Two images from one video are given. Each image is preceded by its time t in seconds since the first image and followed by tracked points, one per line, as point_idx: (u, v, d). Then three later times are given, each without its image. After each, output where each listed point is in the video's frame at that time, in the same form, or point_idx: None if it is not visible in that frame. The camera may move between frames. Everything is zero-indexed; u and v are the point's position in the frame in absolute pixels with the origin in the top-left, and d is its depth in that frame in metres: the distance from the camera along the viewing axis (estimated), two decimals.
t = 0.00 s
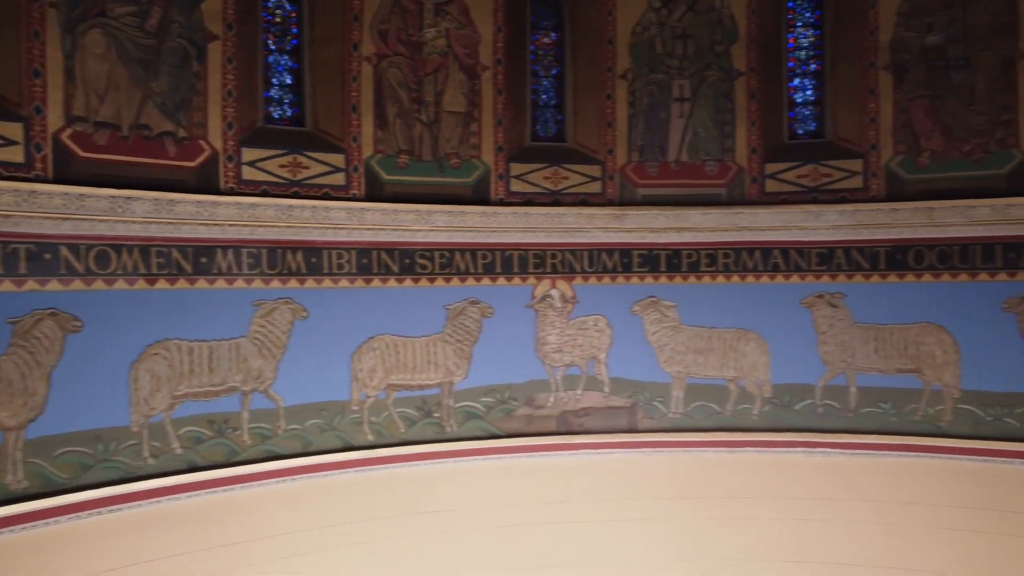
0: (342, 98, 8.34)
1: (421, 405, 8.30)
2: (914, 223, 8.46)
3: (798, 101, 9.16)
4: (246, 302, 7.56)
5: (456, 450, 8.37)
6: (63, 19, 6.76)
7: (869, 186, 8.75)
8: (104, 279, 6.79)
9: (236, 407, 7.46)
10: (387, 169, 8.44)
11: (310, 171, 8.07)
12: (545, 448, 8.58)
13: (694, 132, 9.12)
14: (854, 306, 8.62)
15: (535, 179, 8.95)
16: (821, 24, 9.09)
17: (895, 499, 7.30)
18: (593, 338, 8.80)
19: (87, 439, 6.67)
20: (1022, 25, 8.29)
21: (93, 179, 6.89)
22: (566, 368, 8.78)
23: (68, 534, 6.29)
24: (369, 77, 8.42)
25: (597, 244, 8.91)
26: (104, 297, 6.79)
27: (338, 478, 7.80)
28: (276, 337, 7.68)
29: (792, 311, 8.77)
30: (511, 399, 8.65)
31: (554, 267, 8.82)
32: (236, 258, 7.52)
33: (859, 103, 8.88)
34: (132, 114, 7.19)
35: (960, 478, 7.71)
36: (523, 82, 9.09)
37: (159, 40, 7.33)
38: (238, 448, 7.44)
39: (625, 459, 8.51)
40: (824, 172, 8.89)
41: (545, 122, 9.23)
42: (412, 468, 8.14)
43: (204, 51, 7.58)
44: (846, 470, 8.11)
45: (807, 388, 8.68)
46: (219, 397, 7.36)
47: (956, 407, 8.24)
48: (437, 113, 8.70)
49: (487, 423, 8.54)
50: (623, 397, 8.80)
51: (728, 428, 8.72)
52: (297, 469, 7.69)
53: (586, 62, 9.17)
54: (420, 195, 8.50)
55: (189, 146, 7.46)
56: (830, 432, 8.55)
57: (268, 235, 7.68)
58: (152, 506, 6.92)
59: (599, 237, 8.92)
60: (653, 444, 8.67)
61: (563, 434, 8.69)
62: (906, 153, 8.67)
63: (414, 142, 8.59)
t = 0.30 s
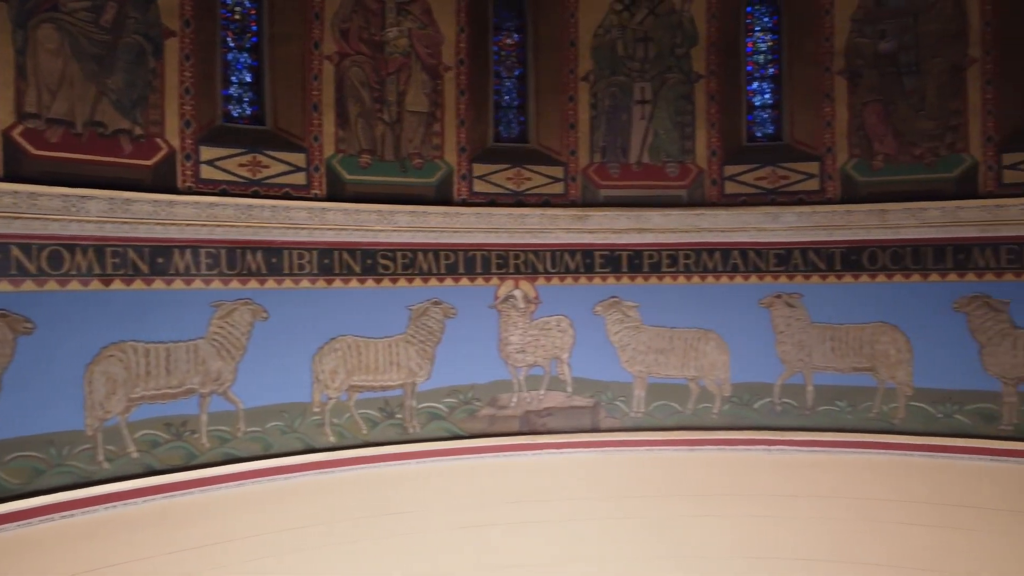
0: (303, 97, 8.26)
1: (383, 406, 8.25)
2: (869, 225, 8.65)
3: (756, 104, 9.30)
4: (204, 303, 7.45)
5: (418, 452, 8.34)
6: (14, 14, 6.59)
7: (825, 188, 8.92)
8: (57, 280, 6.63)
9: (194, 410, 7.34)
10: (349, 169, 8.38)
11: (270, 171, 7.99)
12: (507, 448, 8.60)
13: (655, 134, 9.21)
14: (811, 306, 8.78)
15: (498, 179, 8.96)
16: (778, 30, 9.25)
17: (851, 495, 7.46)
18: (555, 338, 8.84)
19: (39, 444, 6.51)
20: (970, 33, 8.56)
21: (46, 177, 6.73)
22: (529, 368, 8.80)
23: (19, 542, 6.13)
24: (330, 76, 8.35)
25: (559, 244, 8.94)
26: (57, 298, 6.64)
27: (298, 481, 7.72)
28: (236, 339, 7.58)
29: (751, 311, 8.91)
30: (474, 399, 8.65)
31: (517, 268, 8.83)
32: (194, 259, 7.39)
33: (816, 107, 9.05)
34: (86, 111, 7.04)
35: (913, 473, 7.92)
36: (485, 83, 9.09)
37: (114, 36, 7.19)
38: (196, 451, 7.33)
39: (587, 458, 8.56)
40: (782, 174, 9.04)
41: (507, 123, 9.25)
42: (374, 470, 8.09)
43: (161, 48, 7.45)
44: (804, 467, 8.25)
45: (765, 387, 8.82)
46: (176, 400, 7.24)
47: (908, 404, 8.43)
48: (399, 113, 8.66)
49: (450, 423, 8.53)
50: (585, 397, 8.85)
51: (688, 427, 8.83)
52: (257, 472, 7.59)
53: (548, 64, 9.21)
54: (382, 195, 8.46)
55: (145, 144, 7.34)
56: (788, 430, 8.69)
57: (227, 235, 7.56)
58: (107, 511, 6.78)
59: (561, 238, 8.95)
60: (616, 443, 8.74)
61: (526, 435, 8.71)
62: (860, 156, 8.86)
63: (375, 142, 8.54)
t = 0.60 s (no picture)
0: (262, 95, 8.17)
1: (345, 407, 8.19)
2: (825, 226, 8.82)
3: (716, 107, 9.42)
4: (161, 304, 7.32)
5: (380, 453, 8.29)
6: None
7: (783, 190, 9.08)
8: (7, 281, 6.46)
9: (150, 412, 7.22)
10: (310, 168, 8.30)
11: (229, 170, 7.88)
12: (470, 449, 8.60)
13: (617, 136, 9.28)
14: (769, 306, 8.93)
15: (460, 180, 8.95)
16: (737, 34, 9.39)
17: (808, 492, 7.61)
18: (518, 338, 8.86)
19: None
20: (922, 40, 8.79)
21: None
22: (492, 368, 8.81)
23: None
24: (290, 75, 8.27)
25: (522, 245, 8.96)
26: (7, 299, 6.47)
27: (258, 484, 7.63)
28: (194, 340, 7.46)
29: (711, 311, 9.02)
30: (437, 400, 8.63)
31: (480, 268, 8.83)
32: (150, 259, 7.26)
33: (773, 110, 9.21)
34: (38, 108, 6.87)
35: (868, 469, 8.09)
36: (447, 83, 9.08)
37: (67, 31, 7.03)
38: (152, 455, 7.20)
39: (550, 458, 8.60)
40: (741, 176, 9.18)
41: (470, 124, 9.25)
42: (335, 472, 8.03)
43: (116, 44, 7.31)
44: (762, 466, 8.38)
45: (725, 386, 8.95)
46: (132, 402, 7.11)
47: (863, 402, 8.62)
48: (361, 112, 8.61)
49: (412, 424, 8.49)
50: (548, 397, 8.89)
51: (650, 426, 8.92)
52: (216, 475, 7.48)
53: (511, 65, 9.24)
54: (343, 195, 8.40)
55: (100, 142, 7.19)
56: (748, 428, 8.82)
57: (185, 235, 7.43)
58: (59, 517, 6.63)
59: (524, 239, 8.96)
60: (578, 443, 8.79)
61: (488, 435, 8.71)
62: (817, 159, 9.03)
63: (337, 142, 8.47)
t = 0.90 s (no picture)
0: (221, 93, 8.06)
1: (305, 409, 8.12)
2: (782, 228, 8.98)
3: (676, 110, 9.53)
4: (116, 305, 7.18)
5: (342, 455, 8.22)
6: None
7: (741, 192, 9.21)
8: None
9: (105, 415, 7.08)
10: (270, 167, 8.21)
11: (186, 169, 7.76)
12: (432, 449, 8.59)
13: (579, 137, 9.33)
14: (728, 306, 9.05)
15: (423, 180, 8.92)
16: (697, 37, 9.50)
17: (765, 488, 7.76)
18: (481, 339, 8.86)
19: None
20: (876, 46, 8.99)
21: None
22: (454, 368, 8.79)
23: None
24: (249, 72, 8.16)
25: (485, 245, 8.96)
26: None
27: (217, 487, 7.52)
28: (151, 342, 7.34)
29: (671, 311, 9.12)
30: (399, 401, 8.59)
31: (442, 269, 8.80)
32: (104, 259, 7.11)
33: (732, 113, 9.34)
34: None
35: (824, 467, 8.25)
36: (409, 83, 9.05)
37: (18, 26, 6.85)
38: (107, 459, 7.06)
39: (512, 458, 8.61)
40: (700, 178, 9.29)
41: (432, 124, 9.23)
42: (296, 475, 7.94)
43: (69, 39, 7.15)
44: (721, 465, 8.49)
45: (685, 385, 9.05)
46: (87, 405, 6.96)
47: (819, 400, 8.79)
48: (322, 111, 8.53)
49: (374, 426, 8.45)
50: (510, 397, 8.90)
51: (611, 425, 8.99)
52: (173, 479, 7.36)
53: (473, 66, 9.24)
54: (304, 195, 8.32)
55: (52, 139, 7.03)
56: (707, 427, 8.94)
57: (141, 235, 7.30)
58: (10, 524, 6.48)
59: (486, 239, 8.97)
60: (541, 442, 8.82)
61: (451, 435, 8.69)
62: (774, 161, 9.18)
63: (297, 141, 8.39)
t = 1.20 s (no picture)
0: (178, 91, 7.92)
1: (265, 411, 8.02)
2: (741, 229, 9.11)
3: (637, 112, 9.62)
4: (69, 306, 7.02)
5: (302, 457, 8.12)
6: None
7: (701, 194, 9.33)
8: None
9: (57, 420, 6.91)
10: (228, 166, 8.09)
11: (141, 167, 7.61)
12: (393, 451, 8.56)
13: (541, 138, 9.35)
14: (688, 307, 9.16)
15: (384, 180, 8.87)
16: (657, 40, 9.60)
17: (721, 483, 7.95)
18: (443, 339, 8.83)
19: None
20: (831, 51, 9.17)
21: None
22: (416, 369, 8.75)
23: None
24: (207, 70, 8.04)
25: (446, 246, 8.94)
26: None
27: (174, 492, 7.41)
28: (105, 344, 7.19)
29: (633, 311, 9.20)
30: (361, 402, 8.52)
31: (404, 269, 8.75)
32: (57, 259, 6.94)
33: (692, 116, 9.45)
34: None
35: (780, 465, 8.41)
36: (370, 83, 8.99)
37: None
38: (59, 464, 6.91)
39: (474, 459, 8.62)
40: (661, 180, 9.38)
41: (394, 124, 9.18)
42: (255, 478, 7.85)
43: (19, 34, 6.96)
44: (681, 464, 8.59)
45: (646, 385, 9.13)
46: (38, 410, 6.80)
47: (776, 399, 8.94)
48: (281, 110, 8.44)
49: (335, 428, 8.37)
50: (473, 398, 8.89)
51: (573, 425, 9.03)
52: (128, 483, 7.22)
53: (435, 66, 9.22)
54: (263, 195, 8.22)
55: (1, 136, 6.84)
56: (668, 426, 9.03)
57: (95, 234, 7.14)
58: None
59: (448, 240, 8.95)
60: (502, 442, 8.84)
61: (413, 436, 8.66)
62: (733, 164, 9.31)
63: (256, 140, 8.28)
